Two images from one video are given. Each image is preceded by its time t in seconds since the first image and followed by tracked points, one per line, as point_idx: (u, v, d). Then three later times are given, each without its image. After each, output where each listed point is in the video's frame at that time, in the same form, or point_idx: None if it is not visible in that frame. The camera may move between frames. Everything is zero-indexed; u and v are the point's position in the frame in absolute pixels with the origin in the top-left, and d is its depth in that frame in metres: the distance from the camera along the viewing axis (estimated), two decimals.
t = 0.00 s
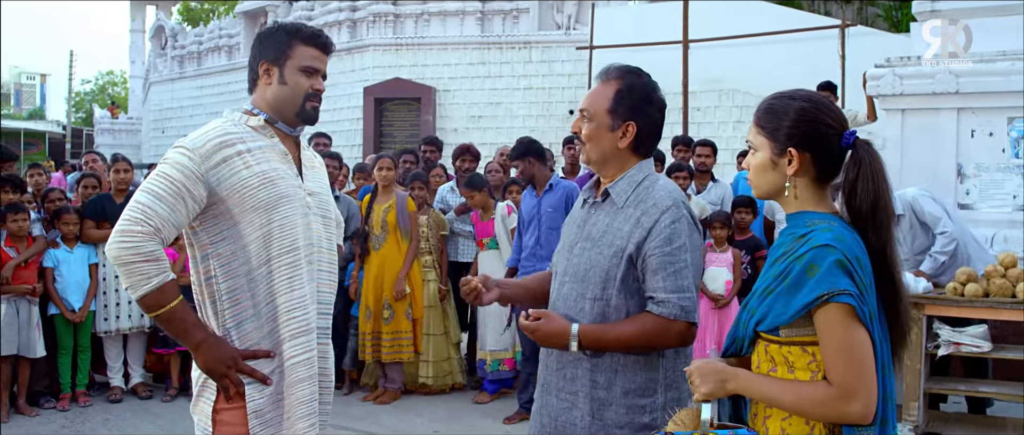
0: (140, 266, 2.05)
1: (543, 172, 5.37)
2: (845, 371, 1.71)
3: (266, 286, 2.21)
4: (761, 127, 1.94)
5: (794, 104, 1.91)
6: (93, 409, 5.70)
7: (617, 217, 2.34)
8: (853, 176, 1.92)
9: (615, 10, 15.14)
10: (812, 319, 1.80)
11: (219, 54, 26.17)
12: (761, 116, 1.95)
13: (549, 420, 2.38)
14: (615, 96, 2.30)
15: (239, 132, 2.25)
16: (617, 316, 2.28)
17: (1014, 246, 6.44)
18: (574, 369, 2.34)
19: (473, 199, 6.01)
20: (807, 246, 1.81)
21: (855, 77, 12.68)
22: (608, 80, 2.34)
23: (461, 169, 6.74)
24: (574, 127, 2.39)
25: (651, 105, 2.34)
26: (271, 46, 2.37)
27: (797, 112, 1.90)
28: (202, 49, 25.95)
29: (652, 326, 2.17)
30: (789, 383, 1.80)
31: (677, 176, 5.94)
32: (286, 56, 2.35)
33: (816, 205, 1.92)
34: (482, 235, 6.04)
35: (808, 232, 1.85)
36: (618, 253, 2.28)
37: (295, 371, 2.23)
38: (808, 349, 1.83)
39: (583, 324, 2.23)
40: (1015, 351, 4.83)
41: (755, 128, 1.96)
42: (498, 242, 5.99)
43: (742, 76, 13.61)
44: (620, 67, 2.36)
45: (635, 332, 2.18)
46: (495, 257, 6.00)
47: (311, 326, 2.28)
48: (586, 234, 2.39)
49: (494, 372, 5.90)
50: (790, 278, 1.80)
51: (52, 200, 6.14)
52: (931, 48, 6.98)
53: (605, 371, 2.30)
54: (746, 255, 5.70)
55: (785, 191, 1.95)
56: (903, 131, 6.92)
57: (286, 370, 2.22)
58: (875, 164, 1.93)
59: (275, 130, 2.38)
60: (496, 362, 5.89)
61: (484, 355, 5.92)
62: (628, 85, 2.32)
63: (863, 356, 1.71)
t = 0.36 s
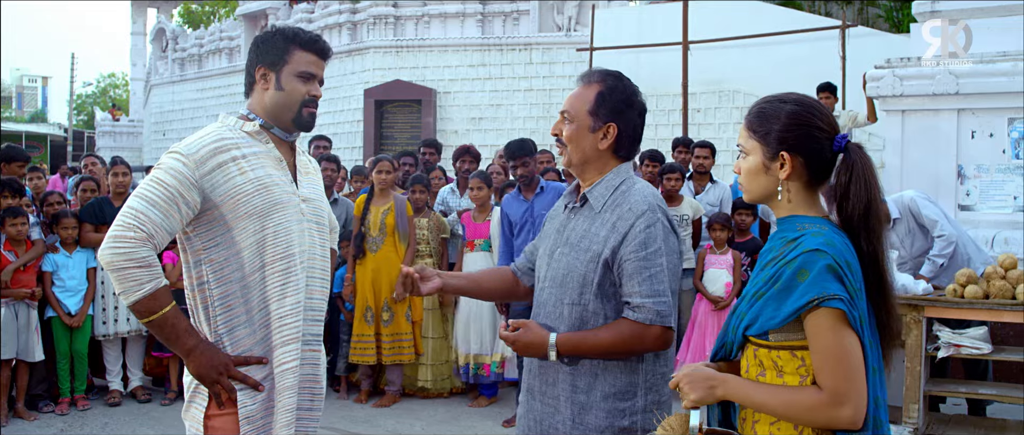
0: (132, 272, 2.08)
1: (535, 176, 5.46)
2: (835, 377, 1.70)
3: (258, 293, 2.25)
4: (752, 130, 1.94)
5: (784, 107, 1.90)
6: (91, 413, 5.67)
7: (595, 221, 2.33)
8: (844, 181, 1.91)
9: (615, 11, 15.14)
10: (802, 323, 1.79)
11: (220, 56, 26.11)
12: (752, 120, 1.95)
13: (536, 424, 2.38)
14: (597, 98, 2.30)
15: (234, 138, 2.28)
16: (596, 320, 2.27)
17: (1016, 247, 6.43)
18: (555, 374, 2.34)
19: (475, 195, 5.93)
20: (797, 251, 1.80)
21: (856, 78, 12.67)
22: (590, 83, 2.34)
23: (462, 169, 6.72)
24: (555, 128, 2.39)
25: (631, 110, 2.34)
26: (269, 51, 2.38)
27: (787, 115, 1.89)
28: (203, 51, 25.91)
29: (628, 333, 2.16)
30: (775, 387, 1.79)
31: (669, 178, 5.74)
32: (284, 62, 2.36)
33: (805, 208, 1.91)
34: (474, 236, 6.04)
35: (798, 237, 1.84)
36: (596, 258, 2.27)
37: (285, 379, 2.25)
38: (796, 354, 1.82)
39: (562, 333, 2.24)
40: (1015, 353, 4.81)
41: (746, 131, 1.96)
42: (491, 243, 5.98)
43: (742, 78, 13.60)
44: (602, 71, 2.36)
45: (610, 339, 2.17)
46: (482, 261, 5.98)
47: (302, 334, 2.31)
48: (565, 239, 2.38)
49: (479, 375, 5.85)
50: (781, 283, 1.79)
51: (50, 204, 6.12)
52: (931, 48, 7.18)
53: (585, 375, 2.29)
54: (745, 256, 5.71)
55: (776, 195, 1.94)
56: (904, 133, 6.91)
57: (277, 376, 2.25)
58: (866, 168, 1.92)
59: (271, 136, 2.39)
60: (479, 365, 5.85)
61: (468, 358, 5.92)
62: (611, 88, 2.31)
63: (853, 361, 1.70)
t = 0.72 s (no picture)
0: (122, 274, 2.07)
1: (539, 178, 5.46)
2: (812, 379, 1.69)
3: (250, 296, 2.24)
4: (733, 130, 1.93)
5: (765, 107, 1.90)
6: (85, 415, 5.64)
7: (582, 222, 2.33)
8: (824, 182, 1.91)
9: (610, 12, 15.13)
10: (781, 324, 1.79)
11: (213, 57, 26.00)
12: (732, 120, 1.94)
13: (531, 429, 2.38)
14: (581, 98, 2.29)
15: (226, 140, 2.27)
16: (584, 322, 2.26)
17: (1009, 247, 6.37)
18: (546, 378, 2.34)
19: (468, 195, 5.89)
20: (777, 251, 1.79)
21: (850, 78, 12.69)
22: (575, 82, 2.33)
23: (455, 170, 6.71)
24: (540, 128, 2.39)
25: (616, 109, 2.33)
26: (264, 51, 2.36)
27: (768, 115, 1.89)
28: (197, 52, 25.80)
29: (618, 331, 2.15)
30: (753, 389, 1.79)
31: (668, 179, 5.76)
32: (279, 63, 2.35)
33: (786, 209, 1.91)
34: (461, 236, 6.01)
35: (778, 238, 1.84)
36: (582, 259, 2.27)
37: (277, 382, 2.25)
38: (775, 355, 1.83)
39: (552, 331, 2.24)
40: (1009, 354, 4.82)
41: (727, 131, 1.96)
42: (479, 244, 5.98)
43: (737, 79, 13.61)
44: (586, 70, 2.36)
45: (601, 339, 2.16)
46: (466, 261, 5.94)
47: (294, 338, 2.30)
48: (553, 242, 2.38)
49: (458, 377, 5.79)
50: (760, 284, 1.79)
51: (44, 206, 6.09)
52: (931, 48, 7.15)
53: (576, 379, 2.29)
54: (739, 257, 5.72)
55: (757, 195, 1.93)
56: (898, 133, 6.96)
57: (269, 380, 2.25)
58: (847, 168, 1.92)
59: (264, 138, 2.38)
60: (460, 366, 5.79)
61: (448, 358, 5.84)
62: (596, 87, 2.31)
63: (831, 363, 1.70)
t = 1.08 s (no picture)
0: (123, 271, 2.07)
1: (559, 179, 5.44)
2: (808, 380, 1.69)
3: (251, 292, 2.24)
4: (733, 127, 1.93)
5: (764, 104, 1.90)
6: (87, 411, 5.64)
7: (585, 221, 2.32)
8: (825, 181, 1.92)
9: (614, 11, 15.12)
10: (777, 325, 1.78)
11: (217, 54, 25.97)
12: (731, 116, 1.94)
13: None
14: (583, 95, 2.29)
15: (227, 136, 2.27)
16: (591, 322, 2.26)
17: (1012, 248, 6.30)
18: (551, 380, 2.34)
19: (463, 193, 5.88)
20: (775, 251, 1.79)
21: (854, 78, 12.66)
22: (578, 79, 2.33)
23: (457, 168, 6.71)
24: (540, 124, 2.38)
25: (617, 106, 2.32)
26: (267, 48, 2.37)
27: (767, 111, 1.89)
28: (200, 50, 25.79)
29: (627, 330, 2.15)
30: (746, 390, 1.79)
31: (680, 177, 5.89)
32: (281, 59, 2.35)
33: (786, 208, 1.91)
34: (456, 235, 5.99)
35: (776, 237, 1.84)
36: (586, 259, 2.26)
37: (279, 380, 2.25)
38: (771, 356, 1.83)
39: (561, 330, 2.25)
40: (1012, 354, 4.80)
41: (725, 129, 1.95)
42: (475, 242, 5.96)
43: (741, 78, 13.60)
44: (590, 68, 2.36)
45: (608, 337, 2.16)
46: (461, 260, 5.92)
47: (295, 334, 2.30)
48: (555, 242, 2.38)
49: (460, 374, 5.81)
50: (757, 283, 1.79)
51: (47, 201, 6.10)
52: (931, 48, 7.15)
53: (582, 380, 2.28)
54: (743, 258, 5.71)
55: (757, 193, 1.93)
56: (902, 133, 6.95)
57: (271, 377, 2.25)
58: (847, 166, 1.92)
59: (266, 134, 2.38)
60: (462, 363, 5.81)
61: (449, 355, 5.86)
62: (597, 84, 2.30)
63: (828, 364, 1.69)
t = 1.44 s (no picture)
0: (122, 273, 2.08)
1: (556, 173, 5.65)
2: (804, 386, 1.68)
3: (250, 293, 2.24)
4: (730, 125, 1.93)
5: (762, 101, 1.91)
6: (87, 412, 5.64)
7: (588, 221, 2.32)
8: (823, 181, 1.92)
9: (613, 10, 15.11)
10: (774, 329, 1.78)
11: (217, 55, 25.91)
12: (729, 115, 1.94)
13: None
14: (587, 94, 2.28)
15: (225, 138, 2.27)
16: (595, 324, 2.27)
17: (1012, 247, 6.35)
18: (559, 382, 2.33)
19: (458, 195, 5.89)
20: (770, 253, 1.79)
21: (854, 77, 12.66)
22: (582, 78, 2.33)
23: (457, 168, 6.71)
24: (545, 123, 2.38)
25: (622, 106, 2.32)
26: (266, 49, 2.37)
27: (765, 109, 1.90)
28: (200, 50, 25.78)
29: (630, 332, 2.15)
30: (742, 398, 1.79)
31: (685, 176, 5.93)
32: (279, 60, 2.35)
33: (783, 208, 1.91)
34: (454, 237, 6.00)
35: (771, 239, 1.84)
36: (589, 260, 2.26)
37: (278, 381, 2.25)
38: (767, 362, 1.83)
39: (566, 334, 2.26)
40: (1012, 353, 4.79)
41: (722, 126, 1.95)
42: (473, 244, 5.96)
43: (741, 77, 13.59)
44: (596, 66, 2.35)
45: (612, 339, 2.17)
46: (458, 262, 5.92)
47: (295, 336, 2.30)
48: (560, 242, 2.38)
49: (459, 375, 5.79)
50: (753, 287, 1.79)
51: (47, 203, 6.11)
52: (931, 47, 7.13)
53: (590, 382, 2.28)
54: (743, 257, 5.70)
55: (753, 193, 1.93)
56: (902, 131, 6.91)
57: (271, 378, 2.25)
58: (846, 165, 1.92)
59: (265, 135, 2.38)
60: (460, 364, 5.79)
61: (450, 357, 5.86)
62: (601, 83, 2.30)
63: (825, 369, 1.69)
